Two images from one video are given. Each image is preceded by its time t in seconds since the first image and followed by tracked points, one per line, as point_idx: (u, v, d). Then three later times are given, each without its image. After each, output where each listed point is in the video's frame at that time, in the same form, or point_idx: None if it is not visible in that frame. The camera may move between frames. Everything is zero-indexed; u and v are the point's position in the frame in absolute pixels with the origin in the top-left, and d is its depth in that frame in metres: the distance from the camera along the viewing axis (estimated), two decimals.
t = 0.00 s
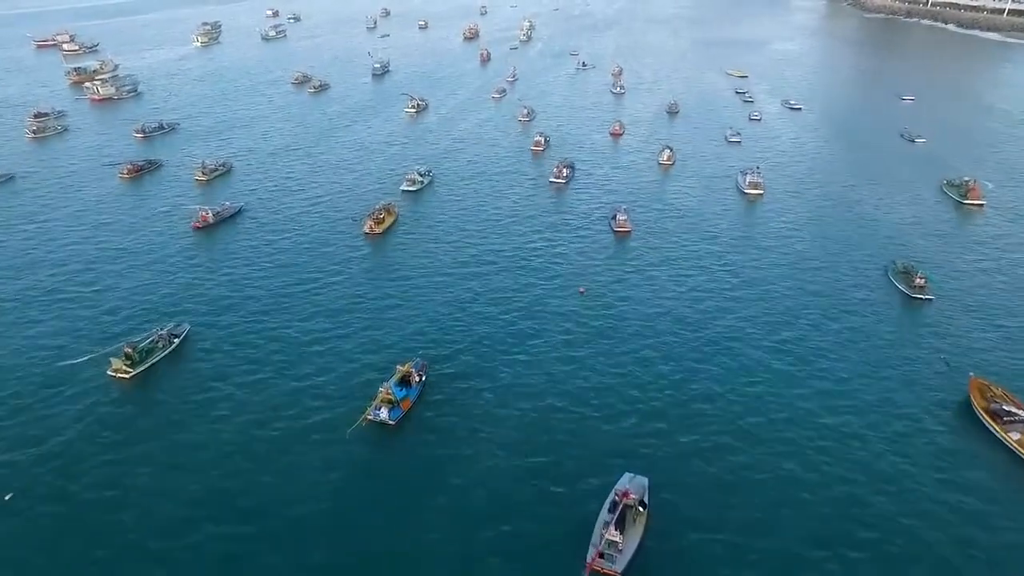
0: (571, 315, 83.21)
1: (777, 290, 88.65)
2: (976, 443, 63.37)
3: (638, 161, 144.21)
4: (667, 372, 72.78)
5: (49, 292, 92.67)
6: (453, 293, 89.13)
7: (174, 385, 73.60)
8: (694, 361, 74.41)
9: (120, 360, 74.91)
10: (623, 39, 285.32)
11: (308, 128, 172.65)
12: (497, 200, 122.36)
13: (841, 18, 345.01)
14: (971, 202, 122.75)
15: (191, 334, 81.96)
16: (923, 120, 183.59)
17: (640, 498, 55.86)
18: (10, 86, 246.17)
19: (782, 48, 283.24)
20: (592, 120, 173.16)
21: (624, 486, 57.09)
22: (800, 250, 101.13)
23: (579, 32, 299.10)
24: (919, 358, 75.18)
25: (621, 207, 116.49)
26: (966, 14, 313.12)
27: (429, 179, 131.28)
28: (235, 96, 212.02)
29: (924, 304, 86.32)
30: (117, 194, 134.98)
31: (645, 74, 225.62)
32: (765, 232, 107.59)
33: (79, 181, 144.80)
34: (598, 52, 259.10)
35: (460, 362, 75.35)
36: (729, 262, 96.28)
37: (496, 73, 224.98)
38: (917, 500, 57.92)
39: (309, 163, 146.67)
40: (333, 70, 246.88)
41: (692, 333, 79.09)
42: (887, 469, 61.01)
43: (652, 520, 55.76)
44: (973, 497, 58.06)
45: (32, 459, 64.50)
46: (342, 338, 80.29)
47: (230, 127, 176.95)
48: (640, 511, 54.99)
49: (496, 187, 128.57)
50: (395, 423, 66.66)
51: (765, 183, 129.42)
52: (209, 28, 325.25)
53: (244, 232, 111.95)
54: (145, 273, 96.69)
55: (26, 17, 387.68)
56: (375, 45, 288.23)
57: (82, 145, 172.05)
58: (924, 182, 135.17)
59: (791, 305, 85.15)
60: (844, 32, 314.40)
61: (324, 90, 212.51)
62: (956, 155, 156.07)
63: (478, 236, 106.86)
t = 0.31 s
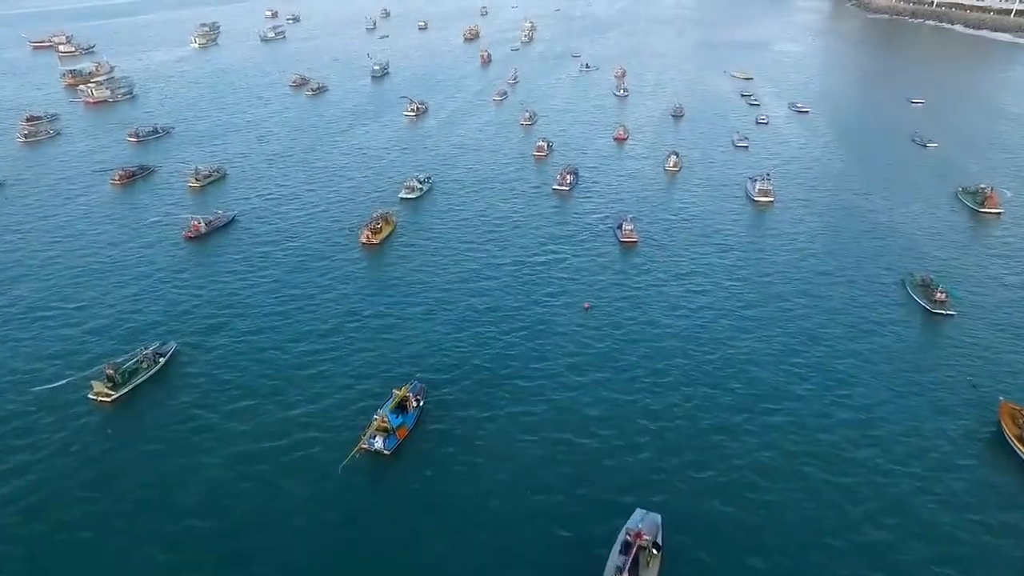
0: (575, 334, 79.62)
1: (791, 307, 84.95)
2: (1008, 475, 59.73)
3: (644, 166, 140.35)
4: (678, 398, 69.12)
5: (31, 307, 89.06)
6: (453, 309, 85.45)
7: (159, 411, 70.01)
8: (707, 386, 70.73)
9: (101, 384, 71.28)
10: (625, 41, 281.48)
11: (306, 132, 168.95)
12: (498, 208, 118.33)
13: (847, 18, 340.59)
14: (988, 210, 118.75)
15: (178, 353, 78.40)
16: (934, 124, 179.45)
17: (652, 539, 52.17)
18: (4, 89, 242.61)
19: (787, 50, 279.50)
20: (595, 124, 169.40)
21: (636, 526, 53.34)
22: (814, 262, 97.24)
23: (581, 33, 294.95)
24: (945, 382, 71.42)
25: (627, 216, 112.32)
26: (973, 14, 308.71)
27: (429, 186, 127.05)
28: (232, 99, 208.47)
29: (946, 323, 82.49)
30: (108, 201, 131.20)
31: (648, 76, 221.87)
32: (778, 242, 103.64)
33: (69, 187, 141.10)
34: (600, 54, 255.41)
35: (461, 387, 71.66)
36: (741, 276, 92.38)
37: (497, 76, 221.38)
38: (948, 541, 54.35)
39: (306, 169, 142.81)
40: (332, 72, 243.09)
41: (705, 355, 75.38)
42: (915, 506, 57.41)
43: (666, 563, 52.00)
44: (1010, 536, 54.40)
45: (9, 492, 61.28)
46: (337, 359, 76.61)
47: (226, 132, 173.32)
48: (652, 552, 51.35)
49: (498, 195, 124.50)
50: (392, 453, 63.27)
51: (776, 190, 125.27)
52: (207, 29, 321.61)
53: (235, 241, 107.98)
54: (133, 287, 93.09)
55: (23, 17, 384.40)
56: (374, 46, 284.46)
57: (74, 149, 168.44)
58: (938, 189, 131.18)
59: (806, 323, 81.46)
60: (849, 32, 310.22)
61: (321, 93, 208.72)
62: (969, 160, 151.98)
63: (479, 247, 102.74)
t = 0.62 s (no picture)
0: (581, 355, 76.08)
1: (807, 324, 81.29)
2: None
3: (649, 172, 136.44)
4: (690, 426, 65.74)
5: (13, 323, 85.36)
6: (453, 326, 81.75)
7: (144, 437, 66.59)
8: (720, 412, 67.35)
9: (82, 408, 68.05)
10: (628, 43, 277.71)
11: (303, 136, 165.22)
12: (500, 215, 114.02)
13: (852, 18, 335.93)
14: (1006, 218, 114.94)
15: (165, 373, 74.85)
16: (945, 126, 175.42)
17: None
18: None
19: (791, 51, 275.72)
20: (598, 128, 165.62)
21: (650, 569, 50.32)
22: (829, 275, 93.48)
23: (582, 35, 290.82)
24: (970, 408, 68.11)
25: (634, 225, 107.80)
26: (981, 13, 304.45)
27: (428, 193, 122.24)
28: (229, 102, 204.77)
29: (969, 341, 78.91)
30: (97, 207, 127.13)
31: (652, 79, 218.08)
32: (790, 253, 99.79)
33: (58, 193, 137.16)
34: (603, 56, 251.78)
35: (461, 412, 68.23)
36: (752, 290, 88.76)
37: (498, 78, 217.64)
38: None
39: (302, 174, 138.86)
40: (330, 74, 239.36)
41: (716, 379, 71.98)
42: (944, 546, 54.22)
43: None
44: None
45: None
46: (331, 381, 73.13)
47: (221, 136, 169.45)
48: None
49: (499, 201, 120.17)
50: (387, 485, 59.80)
51: (787, 198, 121.03)
52: (204, 31, 317.83)
53: (227, 249, 103.70)
54: (119, 300, 89.29)
55: (20, 18, 380.90)
56: (373, 47, 280.73)
57: (66, 153, 164.57)
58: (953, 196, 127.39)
59: (823, 343, 77.85)
60: (854, 32, 306.19)
61: (319, 96, 204.89)
62: (983, 165, 147.89)
63: (480, 257, 98.56)
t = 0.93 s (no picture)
0: (589, 382, 72.13)
1: (826, 347, 77.24)
2: None
3: (657, 179, 132.18)
4: (706, 463, 61.89)
5: None
6: (454, 348, 77.74)
7: (125, 471, 62.74)
8: (737, 448, 63.48)
9: (60, 437, 64.28)
10: (631, 44, 273.46)
11: (300, 141, 161.20)
12: (503, 225, 109.91)
13: (859, 18, 330.81)
14: None
15: (150, 398, 71.00)
16: (957, 130, 171.01)
17: None
18: None
19: (798, 52, 271.23)
20: (603, 132, 161.57)
21: None
22: (847, 291, 89.31)
23: (585, 36, 286.60)
24: (1002, 442, 64.23)
25: (642, 235, 103.84)
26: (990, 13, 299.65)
27: (428, 200, 118.25)
28: (226, 105, 200.77)
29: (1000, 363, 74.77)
30: (87, 215, 123.15)
31: (657, 82, 214.05)
32: (806, 268, 95.55)
33: (48, 200, 133.12)
34: (606, 58, 247.75)
35: (461, 445, 64.49)
36: (767, 308, 84.82)
37: (500, 80, 213.61)
38: None
39: (298, 181, 134.76)
40: (329, 76, 235.42)
41: (731, 409, 68.15)
42: None
43: None
44: None
45: None
46: (324, 409, 69.36)
47: (216, 141, 165.39)
48: None
49: (502, 210, 116.11)
50: (383, 524, 56.17)
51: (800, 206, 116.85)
52: (202, 32, 313.99)
53: (218, 262, 99.55)
54: (104, 319, 85.18)
55: (18, 19, 377.54)
56: (373, 49, 276.59)
57: (58, 159, 160.63)
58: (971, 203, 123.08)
59: (844, 368, 73.81)
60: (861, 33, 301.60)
61: (317, 99, 200.83)
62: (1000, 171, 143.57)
63: (482, 271, 94.54)
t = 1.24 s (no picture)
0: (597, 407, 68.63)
1: (845, 368, 73.73)
2: None
3: (663, 185, 128.50)
4: (722, 498, 58.42)
5: None
6: (455, 369, 74.22)
7: (107, 503, 59.08)
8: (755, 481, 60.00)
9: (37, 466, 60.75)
10: (634, 45, 269.97)
11: (297, 145, 157.68)
12: (505, 235, 106.34)
13: (864, 18, 326.80)
14: None
15: (135, 422, 67.59)
16: (968, 132, 167.51)
17: None
18: None
19: (803, 54, 267.43)
20: (606, 136, 158.02)
21: None
22: (864, 306, 85.76)
23: (587, 37, 282.90)
24: None
25: (650, 245, 100.29)
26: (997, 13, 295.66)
27: (427, 208, 114.71)
28: (222, 108, 197.15)
29: None
30: (76, 223, 119.45)
31: (660, 84, 210.36)
32: (821, 281, 92.00)
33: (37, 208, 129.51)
34: (608, 59, 244.18)
35: (462, 476, 61.00)
36: (781, 325, 81.31)
37: (501, 82, 210.08)
38: None
39: (295, 187, 131.16)
40: (327, 78, 231.92)
41: (746, 437, 64.72)
42: None
43: None
44: None
45: None
46: (318, 436, 65.89)
47: (211, 145, 161.67)
48: None
49: (504, 219, 112.60)
50: (380, 563, 52.55)
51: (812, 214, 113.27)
52: (199, 33, 310.42)
53: (210, 274, 95.93)
54: (91, 336, 81.58)
55: (15, 20, 373.96)
56: (372, 50, 272.82)
57: (50, 163, 156.98)
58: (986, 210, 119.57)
59: (865, 391, 70.28)
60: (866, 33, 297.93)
61: (315, 101, 197.18)
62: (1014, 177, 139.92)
63: (484, 285, 91.03)
